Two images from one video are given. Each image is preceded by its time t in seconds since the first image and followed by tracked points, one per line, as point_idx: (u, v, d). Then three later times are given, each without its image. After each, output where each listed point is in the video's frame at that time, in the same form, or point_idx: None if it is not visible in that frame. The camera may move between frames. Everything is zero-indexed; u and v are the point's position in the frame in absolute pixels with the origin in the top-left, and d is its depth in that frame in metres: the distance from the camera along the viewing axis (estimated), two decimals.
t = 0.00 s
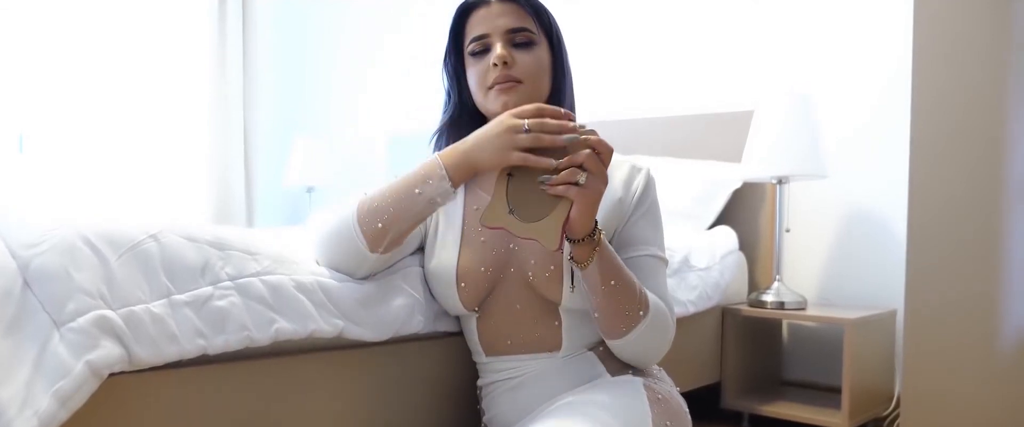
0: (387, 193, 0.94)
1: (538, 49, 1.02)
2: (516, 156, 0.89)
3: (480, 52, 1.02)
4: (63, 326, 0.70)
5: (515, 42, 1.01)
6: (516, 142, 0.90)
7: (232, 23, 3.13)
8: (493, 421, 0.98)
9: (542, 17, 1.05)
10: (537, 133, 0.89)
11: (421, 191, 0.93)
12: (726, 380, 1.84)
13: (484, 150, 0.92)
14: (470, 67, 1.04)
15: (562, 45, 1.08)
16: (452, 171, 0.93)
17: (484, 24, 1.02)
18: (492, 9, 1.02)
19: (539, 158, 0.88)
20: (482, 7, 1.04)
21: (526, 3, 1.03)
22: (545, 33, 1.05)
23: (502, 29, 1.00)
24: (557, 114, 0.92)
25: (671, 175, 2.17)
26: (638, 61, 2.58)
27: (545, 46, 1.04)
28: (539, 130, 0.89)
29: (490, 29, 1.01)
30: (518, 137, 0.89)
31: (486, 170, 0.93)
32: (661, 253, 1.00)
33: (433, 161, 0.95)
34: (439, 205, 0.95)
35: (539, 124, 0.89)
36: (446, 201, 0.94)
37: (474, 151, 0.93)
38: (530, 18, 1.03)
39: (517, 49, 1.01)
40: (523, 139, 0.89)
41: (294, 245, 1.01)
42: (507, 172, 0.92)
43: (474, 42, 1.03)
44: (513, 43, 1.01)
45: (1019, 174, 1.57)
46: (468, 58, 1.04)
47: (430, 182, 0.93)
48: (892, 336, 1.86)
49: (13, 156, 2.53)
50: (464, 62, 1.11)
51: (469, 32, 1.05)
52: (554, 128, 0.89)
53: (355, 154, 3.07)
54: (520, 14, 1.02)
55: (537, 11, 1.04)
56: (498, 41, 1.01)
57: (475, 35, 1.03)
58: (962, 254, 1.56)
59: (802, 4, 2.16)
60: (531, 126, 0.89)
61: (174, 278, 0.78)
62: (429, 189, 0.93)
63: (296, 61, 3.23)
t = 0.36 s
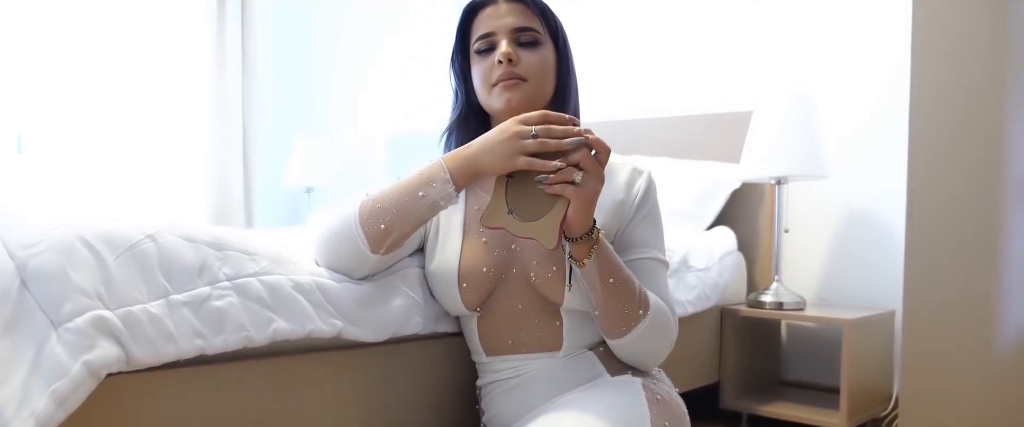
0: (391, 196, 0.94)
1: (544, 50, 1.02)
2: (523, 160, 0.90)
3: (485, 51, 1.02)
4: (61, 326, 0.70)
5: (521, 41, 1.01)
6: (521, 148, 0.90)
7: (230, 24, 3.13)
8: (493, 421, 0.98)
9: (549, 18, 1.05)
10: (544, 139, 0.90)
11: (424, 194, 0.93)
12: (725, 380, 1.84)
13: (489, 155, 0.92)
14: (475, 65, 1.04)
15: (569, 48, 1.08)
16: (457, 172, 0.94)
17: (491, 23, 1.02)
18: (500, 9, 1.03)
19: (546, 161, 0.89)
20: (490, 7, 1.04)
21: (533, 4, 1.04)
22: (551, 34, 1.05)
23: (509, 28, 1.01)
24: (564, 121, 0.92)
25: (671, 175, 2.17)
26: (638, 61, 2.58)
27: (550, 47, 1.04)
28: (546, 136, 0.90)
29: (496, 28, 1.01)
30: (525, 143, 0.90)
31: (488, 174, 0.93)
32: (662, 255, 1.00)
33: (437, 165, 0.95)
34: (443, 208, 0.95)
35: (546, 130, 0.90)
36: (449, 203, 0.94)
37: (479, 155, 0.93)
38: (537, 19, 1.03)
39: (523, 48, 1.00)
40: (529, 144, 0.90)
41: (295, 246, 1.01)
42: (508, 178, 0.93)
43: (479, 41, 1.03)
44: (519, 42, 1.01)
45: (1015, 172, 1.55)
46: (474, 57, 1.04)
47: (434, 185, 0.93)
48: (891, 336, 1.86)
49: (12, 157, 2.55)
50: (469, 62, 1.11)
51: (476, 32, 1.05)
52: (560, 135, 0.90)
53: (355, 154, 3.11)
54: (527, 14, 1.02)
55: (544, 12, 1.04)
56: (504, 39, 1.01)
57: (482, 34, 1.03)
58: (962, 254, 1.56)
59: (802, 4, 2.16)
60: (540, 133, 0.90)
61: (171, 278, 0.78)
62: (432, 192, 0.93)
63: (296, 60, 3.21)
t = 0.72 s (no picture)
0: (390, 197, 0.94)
1: (543, 50, 1.02)
2: (524, 156, 0.91)
3: (485, 52, 1.02)
4: (58, 326, 0.70)
5: (521, 41, 1.01)
6: (521, 147, 0.91)
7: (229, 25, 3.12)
8: (492, 421, 0.98)
9: (548, 19, 1.05)
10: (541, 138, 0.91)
11: (427, 195, 0.93)
12: (724, 380, 1.84)
13: (489, 157, 0.92)
14: (474, 66, 1.04)
15: (568, 48, 1.08)
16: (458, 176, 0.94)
17: (490, 23, 1.02)
18: (501, 9, 1.03)
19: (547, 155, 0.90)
20: (490, 7, 1.04)
21: (533, 5, 1.04)
22: (551, 35, 1.05)
23: (508, 29, 1.01)
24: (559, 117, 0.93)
25: (670, 175, 2.17)
26: (637, 61, 2.58)
27: (550, 47, 1.04)
28: (544, 134, 0.91)
29: (496, 29, 1.01)
30: (523, 142, 0.91)
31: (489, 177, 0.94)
32: (661, 256, 1.00)
33: (439, 167, 0.95)
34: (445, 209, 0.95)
35: (543, 128, 0.91)
36: (450, 205, 0.94)
37: (478, 160, 0.93)
38: (537, 20, 1.03)
39: (522, 50, 1.00)
40: (528, 143, 0.91)
41: (294, 246, 1.01)
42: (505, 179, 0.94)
43: (479, 42, 1.03)
44: (518, 43, 1.01)
45: (1014, 171, 1.53)
46: (473, 57, 1.04)
47: (437, 187, 0.93)
48: (890, 337, 1.85)
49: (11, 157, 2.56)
50: (469, 61, 1.11)
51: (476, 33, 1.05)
52: (557, 131, 0.91)
53: (355, 154, 3.14)
54: (527, 15, 1.02)
55: (544, 13, 1.04)
56: (503, 40, 1.01)
57: (481, 34, 1.03)
58: (962, 254, 1.55)
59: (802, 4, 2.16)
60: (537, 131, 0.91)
61: (169, 278, 0.78)
62: (435, 194, 0.93)
63: (296, 58, 3.20)
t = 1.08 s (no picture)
0: (388, 197, 0.94)
1: (539, 51, 1.02)
2: (523, 154, 0.92)
3: (481, 53, 1.02)
4: (55, 325, 0.70)
5: (517, 42, 1.01)
6: (521, 146, 0.92)
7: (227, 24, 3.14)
8: (489, 421, 0.98)
9: (544, 18, 1.04)
10: (539, 135, 0.92)
11: (426, 197, 0.93)
12: (722, 379, 1.84)
13: (487, 157, 0.93)
14: (471, 67, 1.04)
15: (564, 47, 1.07)
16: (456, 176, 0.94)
17: (486, 24, 1.02)
18: (496, 10, 1.02)
19: (548, 149, 0.90)
20: (485, 8, 1.04)
21: (528, 5, 1.03)
22: (546, 34, 1.05)
23: (504, 30, 1.01)
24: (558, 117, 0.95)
25: (668, 174, 2.17)
26: (636, 60, 2.57)
27: (546, 47, 1.04)
28: (542, 132, 0.92)
29: (492, 30, 1.01)
30: (523, 141, 0.92)
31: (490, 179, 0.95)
32: (662, 257, 0.99)
33: (438, 168, 0.95)
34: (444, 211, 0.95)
35: (542, 127, 0.93)
36: (450, 208, 0.94)
37: (477, 163, 0.93)
38: (532, 20, 1.03)
39: (518, 50, 1.00)
40: (527, 142, 0.92)
41: (292, 246, 1.01)
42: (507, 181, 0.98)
43: (475, 43, 1.03)
44: (514, 44, 1.01)
45: (1009, 171, 1.41)
46: (470, 58, 1.04)
47: (435, 189, 0.93)
48: (888, 336, 1.86)
49: (9, 157, 2.59)
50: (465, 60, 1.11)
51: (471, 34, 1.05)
52: (555, 130, 0.93)
53: (354, 153, 3.15)
54: (522, 15, 1.02)
55: (539, 12, 1.04)
56: (499, 41, 1.01)
57: (477, 35, 1.03)
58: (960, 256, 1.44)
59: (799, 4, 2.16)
60: (534, 129, 0.92)
61: (166, 278, 0.78)
62: (433, 196, 0.93)
63: (295, 58, 3.21)
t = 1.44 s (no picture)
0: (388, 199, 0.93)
1: (536, 51, 1.02)
2: (525, 158, 0.89)
3: (477, 54, 1.02)
4: (51, 324, 0.69)
5: (513, 43, 1.01)
6: (523, 149, 0.89)
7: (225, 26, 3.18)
8: (487, 419, 0.98)
9: (540, 18, 1.04)
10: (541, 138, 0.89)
11: (427, 198, 0.92)
12: (720, 379, 1.84)
13: (489, 159, 0.90)
14: (467, 68, 1.04)
15: (559, 46, 1.07)
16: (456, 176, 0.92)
17: (482, 25, 1.02)
18: (492, 11, 1.02)
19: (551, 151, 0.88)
20: (481, 8, 1.04)
21: (524, 5, 1.03)
22: (542, 34, 1.05)
23: (500, 31, 1.00)
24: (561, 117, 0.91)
25: (666, 174, 2.18)
26: (634, 59, 2.57)
27: (542, 47, 1.04)
28: (544, 135, 0.89)
29: (487, 31, 1.01)
30: (525, 143, 0.89)
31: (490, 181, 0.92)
32: (661, 256, 0.99)
33: (438, 169, 0.93)
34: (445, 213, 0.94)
35: (542, 129, 0.89)
36: (449, 210, 0.93)
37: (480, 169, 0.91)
38: (528, 20, 1.03)
39: (514, 52, 1.00)
40: (528, 145, 0.89)
41: (290, 245, 1.01)
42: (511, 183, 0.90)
43: (471, 44, 1.03)
44: (510, 45, 1.01)
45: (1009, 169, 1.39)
46: (466, 59, 1.04)
47: (436, 191, 0.92)
48: (886, 335, 1.86)
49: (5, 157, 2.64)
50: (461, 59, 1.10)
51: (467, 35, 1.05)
52: (557, 132, 0.90)
53: (351, 153, 3.15)
54: (518, 15, 1.02)
55: (534, 11, 1.04)
56: (495, 42, 1.01)
57: (473, 36, 1.02)
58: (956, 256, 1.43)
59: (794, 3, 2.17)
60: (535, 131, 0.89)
61: (163, 276, 0.78)
62: (434, 198, 0.92)
63: (292, 58, 3.23)
